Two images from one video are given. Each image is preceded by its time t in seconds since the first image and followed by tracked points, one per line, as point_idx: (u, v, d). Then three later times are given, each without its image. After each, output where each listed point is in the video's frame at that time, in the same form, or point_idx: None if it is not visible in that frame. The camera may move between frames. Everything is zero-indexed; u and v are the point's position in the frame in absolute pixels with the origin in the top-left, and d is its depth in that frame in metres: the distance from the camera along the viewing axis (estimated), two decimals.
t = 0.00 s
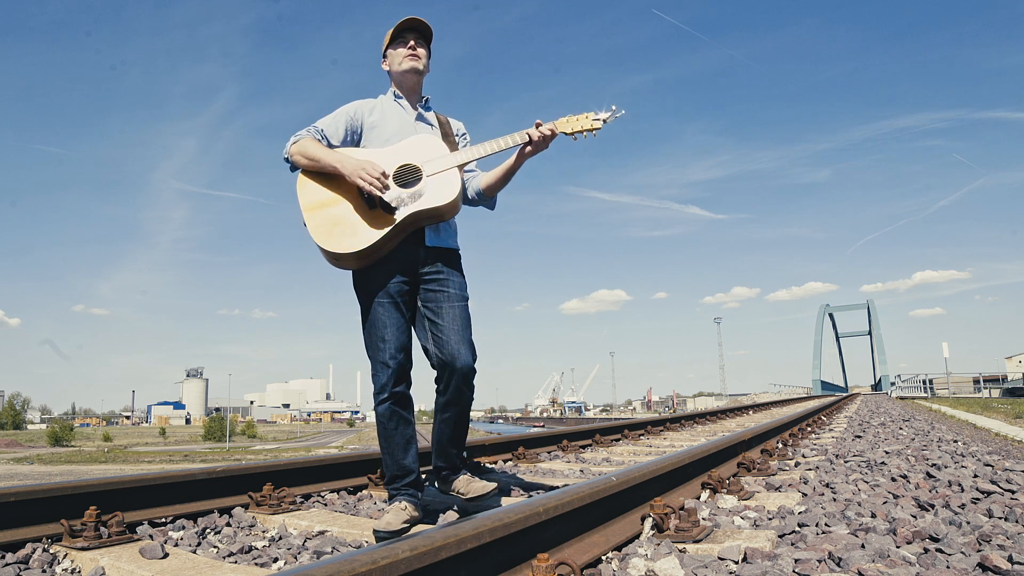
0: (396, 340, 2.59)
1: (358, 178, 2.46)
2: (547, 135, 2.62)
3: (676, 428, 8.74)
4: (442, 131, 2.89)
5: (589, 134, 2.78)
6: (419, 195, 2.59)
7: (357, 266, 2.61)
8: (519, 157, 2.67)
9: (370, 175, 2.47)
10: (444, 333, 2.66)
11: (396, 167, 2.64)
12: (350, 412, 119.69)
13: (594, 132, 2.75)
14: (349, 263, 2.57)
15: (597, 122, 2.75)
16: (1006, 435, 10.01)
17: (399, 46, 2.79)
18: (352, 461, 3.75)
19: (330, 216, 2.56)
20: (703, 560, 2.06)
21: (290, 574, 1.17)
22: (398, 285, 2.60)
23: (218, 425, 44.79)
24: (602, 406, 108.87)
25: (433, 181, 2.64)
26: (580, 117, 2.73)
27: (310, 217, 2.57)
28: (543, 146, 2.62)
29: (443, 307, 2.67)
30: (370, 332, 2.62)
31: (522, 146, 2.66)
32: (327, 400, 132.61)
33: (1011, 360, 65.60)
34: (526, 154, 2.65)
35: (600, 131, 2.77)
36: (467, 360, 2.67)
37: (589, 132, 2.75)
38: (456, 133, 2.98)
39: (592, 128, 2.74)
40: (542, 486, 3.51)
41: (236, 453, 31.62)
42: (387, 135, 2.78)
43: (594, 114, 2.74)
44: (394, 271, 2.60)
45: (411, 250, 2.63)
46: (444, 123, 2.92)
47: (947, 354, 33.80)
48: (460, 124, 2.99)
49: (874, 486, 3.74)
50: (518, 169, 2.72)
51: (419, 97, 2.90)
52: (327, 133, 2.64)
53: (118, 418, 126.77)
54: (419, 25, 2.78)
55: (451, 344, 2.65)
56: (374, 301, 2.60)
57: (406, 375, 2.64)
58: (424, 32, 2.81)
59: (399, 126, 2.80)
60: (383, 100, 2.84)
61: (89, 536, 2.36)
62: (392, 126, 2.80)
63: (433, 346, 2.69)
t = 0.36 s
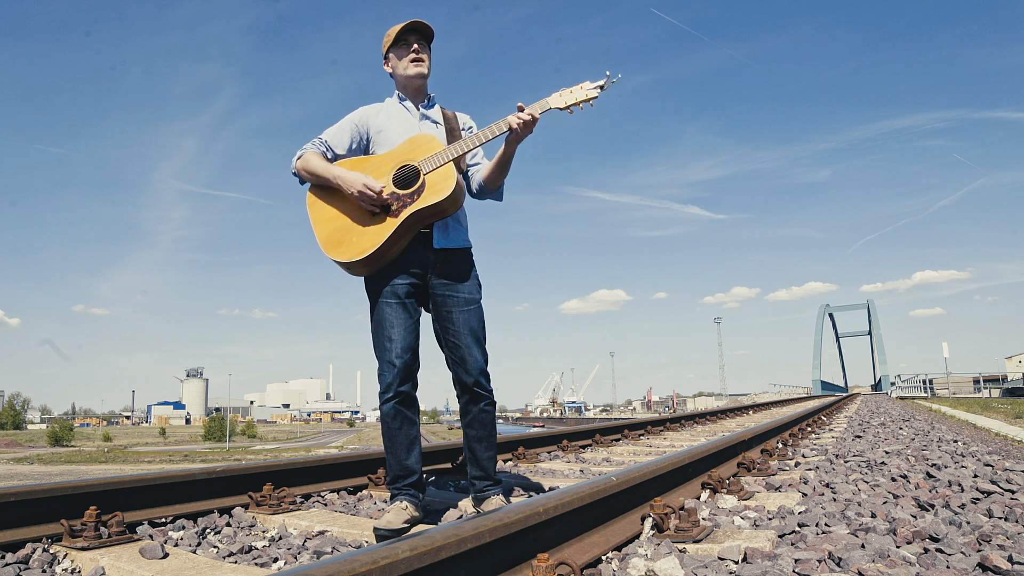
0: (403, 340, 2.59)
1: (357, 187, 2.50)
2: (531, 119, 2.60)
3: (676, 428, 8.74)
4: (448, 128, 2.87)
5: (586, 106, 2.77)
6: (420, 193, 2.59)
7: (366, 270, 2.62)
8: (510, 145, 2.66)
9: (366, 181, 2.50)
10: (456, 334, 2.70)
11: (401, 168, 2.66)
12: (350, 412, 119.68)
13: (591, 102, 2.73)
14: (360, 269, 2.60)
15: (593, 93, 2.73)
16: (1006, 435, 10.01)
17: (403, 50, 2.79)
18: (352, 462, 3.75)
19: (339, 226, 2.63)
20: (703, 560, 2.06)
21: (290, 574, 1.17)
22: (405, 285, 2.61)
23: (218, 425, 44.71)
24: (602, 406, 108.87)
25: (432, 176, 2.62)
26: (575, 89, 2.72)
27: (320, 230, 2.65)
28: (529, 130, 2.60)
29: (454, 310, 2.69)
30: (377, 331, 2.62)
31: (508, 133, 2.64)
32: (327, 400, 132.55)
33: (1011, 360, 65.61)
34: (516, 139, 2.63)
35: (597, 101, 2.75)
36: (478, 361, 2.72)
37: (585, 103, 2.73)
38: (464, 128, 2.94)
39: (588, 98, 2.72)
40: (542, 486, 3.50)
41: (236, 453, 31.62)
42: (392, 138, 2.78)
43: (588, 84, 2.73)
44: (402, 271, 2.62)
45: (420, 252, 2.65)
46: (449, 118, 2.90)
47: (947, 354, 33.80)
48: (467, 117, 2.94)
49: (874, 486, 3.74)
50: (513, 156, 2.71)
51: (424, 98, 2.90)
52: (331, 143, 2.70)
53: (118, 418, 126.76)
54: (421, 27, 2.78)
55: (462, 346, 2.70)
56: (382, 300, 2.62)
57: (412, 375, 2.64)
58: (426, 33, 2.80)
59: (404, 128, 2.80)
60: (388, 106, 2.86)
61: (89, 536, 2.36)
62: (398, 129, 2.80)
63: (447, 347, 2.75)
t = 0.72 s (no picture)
0: (412, 341, 2.61)
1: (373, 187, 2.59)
2: (525, 120, 2.59)
3: (676, 428, 8.74)
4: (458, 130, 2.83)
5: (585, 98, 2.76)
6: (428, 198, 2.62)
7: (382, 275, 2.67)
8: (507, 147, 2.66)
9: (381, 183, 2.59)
10: (468, 336, 2.72)
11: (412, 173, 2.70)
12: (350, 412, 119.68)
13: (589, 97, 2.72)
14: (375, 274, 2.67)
15: (590, 86, 2.71)
16: (1006, 435, 10.00)
17: (417, 56, 2.79)
18: (352, 461, 3.75)
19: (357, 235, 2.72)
20: (703, 560, 2.06)
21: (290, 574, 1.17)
22: (417, 288, 2.64)
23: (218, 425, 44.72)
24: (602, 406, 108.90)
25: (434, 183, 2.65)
26: (573, 83, 2.71)
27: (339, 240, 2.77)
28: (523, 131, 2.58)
29: (467, 314, 2.71)
30: (390, 331, 2.65)
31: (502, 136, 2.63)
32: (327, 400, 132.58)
33: (1011, 360, 65.62)
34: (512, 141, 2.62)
35: (595, 93, 2.72)
36: (489, 362, 2.73)
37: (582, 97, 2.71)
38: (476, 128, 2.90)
39: (585, 91, 2.71)
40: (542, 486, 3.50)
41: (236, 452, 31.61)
42: (404, 147, 2.81)
43: (585, 78, 2.71)
44: (416, 275, 2.64)
45: (433, 257, 2.66)
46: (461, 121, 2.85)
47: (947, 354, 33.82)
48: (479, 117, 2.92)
49: (874, 486, 3.74)
50: (514, 156, 2.71)
51: (436, 104, 2.90)
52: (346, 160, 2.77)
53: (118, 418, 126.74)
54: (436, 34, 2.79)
55: (472, 348, 2.71)
56: (395, 302, 2.65)
57: (421, 375, 2.65)
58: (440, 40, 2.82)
59: (415, 137, 2.83)
60: (401, 114, 2.88)
61: (89, 536, 2.36)
62: (409, 138, 2.82)
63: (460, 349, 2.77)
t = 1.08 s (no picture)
0: (431, 342, 2.64)
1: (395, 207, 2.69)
2: (534, 123, 2.55)
3: (676, 428, 8.74)
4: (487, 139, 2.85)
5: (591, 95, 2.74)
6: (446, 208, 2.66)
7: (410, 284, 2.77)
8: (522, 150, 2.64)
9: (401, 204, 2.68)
10: (488, 341, 2.76)
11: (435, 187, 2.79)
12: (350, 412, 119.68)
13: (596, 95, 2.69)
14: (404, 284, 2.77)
15: (595, 84, 2.69)
16: (1006, 435, 10.00)
17: (455, 71, 2.85)
18: (352, 461, 3.75)
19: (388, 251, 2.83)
20: (703, 560, 2.06)
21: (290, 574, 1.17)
22: (442, 292, 2.69)
23: (218, 425, 44.74)
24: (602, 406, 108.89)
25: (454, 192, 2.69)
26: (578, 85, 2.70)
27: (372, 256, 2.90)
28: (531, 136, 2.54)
29: (490, 320, 2.75)
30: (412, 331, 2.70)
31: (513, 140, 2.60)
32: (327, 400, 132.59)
33: (1011, 360, 65.62)
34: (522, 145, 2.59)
35: (600, 90, 2.70)
36: (502, 367, 2.76)
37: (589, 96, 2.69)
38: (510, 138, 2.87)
39: (591, 89, 2.69)
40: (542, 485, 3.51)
41: (236, 452, 31.59)
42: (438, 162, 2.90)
43: (590, 76, 2.68)
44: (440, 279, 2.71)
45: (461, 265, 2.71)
46: (491, 131, 2.83)
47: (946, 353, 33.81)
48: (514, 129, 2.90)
49: (874, 486, 3.74)
50: (530, 161, 2.68)
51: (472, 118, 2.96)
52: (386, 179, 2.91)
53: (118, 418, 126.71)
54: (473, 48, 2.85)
55: (489, 352, 2.76)
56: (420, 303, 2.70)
57: (436, 376, 2.66)
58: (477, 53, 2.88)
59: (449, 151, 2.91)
60: (437, 130, 2.97)
61: (89, 536, 2.36)
62: (443, 153, 2.91)
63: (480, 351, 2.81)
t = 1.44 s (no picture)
0: (446, 346, 2.67)
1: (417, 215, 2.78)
2: (536, 138, 2.46)
3: (676, 428, 8.74)
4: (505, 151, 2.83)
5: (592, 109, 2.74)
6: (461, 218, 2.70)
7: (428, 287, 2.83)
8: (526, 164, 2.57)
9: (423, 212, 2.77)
10: (500, 341, 2.75)
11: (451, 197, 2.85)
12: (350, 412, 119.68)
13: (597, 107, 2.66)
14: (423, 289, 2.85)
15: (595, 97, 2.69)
16: (1006, 434, 9.99)
17: (482, 87, 2.86)
18: (352, 461, 3.75)
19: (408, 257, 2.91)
20: (703, 560, 2.06)
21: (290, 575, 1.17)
22: (457, 296, 2.72)
23: (218, 425, 44.75)
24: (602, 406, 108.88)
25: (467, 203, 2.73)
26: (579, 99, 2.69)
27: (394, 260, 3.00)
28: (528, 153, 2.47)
29: (502, 320, 2.75)
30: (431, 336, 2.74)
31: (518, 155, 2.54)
32: (327, 400, 132.60)
33: (1011, 360, 65.62)
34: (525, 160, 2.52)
35: (600, 104, 2.71)
36: (511, 366, 2.74)
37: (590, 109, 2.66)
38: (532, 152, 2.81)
39: (592, 103, 2.69)
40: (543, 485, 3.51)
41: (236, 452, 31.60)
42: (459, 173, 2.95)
43: (591, 90, 2.68)
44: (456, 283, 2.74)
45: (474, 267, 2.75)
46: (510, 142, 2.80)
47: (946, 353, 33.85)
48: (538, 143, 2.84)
49: (874, 486, 3.74)
50: (537, 175, 2.60)
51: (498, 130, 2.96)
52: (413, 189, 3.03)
53: (118, 418, 126.73)
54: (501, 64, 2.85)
55: (499, 350, 2.75)
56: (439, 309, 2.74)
57: (451, 378, 2.68)
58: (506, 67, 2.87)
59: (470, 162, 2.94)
60: (464, 141, 3.02)
61: (89, 536, 2.36)
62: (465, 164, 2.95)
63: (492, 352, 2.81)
